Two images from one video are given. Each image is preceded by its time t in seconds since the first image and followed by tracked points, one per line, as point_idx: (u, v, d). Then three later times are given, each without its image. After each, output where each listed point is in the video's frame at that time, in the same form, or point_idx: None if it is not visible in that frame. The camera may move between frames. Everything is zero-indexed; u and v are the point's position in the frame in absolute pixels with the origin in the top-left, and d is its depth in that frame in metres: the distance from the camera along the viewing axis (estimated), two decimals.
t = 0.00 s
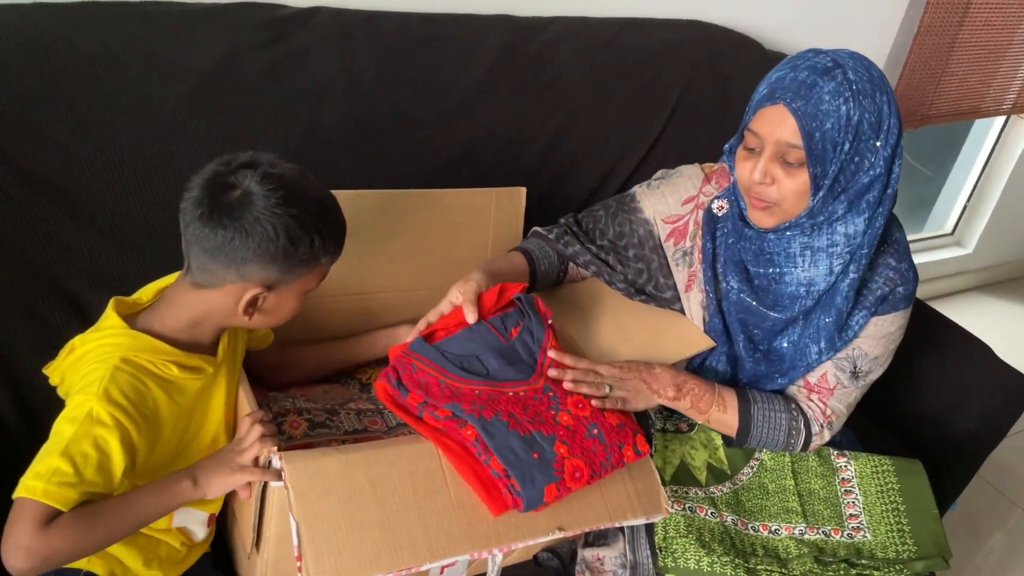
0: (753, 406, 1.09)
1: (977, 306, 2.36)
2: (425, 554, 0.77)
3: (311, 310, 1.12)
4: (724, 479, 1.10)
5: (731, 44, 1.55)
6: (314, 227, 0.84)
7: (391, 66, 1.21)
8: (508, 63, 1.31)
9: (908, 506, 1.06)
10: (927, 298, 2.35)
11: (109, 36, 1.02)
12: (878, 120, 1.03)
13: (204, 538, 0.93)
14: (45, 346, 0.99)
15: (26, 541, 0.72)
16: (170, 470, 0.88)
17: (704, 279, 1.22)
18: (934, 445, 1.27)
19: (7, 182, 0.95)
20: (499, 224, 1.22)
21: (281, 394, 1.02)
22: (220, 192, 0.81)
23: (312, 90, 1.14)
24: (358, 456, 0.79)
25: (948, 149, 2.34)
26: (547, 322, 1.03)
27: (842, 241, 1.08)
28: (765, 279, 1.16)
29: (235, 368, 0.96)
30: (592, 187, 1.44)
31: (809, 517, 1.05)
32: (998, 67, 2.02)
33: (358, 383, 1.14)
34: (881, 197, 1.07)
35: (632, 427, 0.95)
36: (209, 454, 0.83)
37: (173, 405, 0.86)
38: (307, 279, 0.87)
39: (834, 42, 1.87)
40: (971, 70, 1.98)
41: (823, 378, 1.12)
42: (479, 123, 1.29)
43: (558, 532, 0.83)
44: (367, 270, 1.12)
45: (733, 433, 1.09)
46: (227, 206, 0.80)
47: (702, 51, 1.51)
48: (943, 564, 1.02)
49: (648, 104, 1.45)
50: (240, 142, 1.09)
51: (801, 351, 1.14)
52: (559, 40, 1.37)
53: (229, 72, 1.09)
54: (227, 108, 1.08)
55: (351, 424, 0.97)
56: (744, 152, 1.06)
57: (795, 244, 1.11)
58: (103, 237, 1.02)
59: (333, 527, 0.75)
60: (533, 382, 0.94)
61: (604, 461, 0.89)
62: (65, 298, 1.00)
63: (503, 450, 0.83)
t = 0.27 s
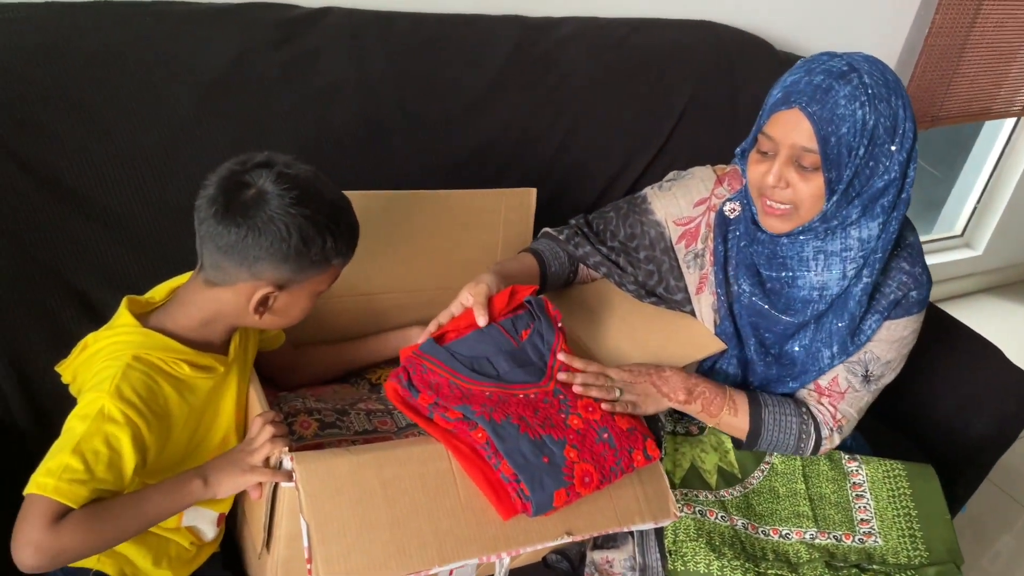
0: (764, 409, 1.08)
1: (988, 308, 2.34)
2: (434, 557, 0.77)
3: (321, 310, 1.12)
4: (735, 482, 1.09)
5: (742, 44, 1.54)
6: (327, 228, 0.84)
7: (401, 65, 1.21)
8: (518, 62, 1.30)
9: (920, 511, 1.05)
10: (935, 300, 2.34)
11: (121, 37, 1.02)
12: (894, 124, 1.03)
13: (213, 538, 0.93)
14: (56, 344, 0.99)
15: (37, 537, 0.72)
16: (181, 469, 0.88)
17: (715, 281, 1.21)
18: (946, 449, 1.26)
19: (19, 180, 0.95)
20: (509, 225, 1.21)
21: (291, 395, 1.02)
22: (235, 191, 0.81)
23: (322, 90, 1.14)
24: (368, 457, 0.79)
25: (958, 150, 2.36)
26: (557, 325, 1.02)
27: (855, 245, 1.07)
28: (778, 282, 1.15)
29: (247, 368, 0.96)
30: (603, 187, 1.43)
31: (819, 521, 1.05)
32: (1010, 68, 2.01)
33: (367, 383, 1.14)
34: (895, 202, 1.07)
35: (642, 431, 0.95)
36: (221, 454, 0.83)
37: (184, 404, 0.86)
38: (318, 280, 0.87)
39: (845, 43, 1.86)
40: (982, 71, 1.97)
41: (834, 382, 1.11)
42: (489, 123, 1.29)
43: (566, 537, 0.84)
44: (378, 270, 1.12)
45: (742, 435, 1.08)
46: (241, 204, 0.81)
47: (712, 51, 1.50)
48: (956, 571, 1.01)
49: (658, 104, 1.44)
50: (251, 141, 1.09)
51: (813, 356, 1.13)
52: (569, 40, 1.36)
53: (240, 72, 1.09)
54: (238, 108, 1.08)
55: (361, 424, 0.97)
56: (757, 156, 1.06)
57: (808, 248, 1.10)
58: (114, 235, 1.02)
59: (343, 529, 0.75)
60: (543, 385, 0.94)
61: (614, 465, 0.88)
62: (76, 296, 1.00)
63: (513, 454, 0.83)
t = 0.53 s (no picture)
0: (761, 411, 1.08)
1: (991, 308, 2.32)
2: (429, 555, 0.76)
3: (317, 309, 1.12)
4: (732, 483, 1.09)
5: (742, 44, 1.54)
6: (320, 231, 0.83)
7: (399, 65, 1.20)
8: (517, 61, 1.30)
9: (919, 513, 1.04)
10: (938, 300, 2.32)
11: (119, 36, 1.02)
12: (891, 124, 1.02)
13: (206, 538, 0.93)
14: (49, 344, 0.98)
15: (25, 537, 0.71)
16: (171, 469, 0.88)
17: (712, 281, 1.20)
18: (948, 451, 1.25)
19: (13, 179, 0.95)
20: (505, 224, 1.21)
21: (286, 394, 1.02)
22: (228, 192, 0.81)
23: (320, 88, 1.13)
24: (361, 456, 0.79)
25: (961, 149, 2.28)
26: (550, 319, 1.03)
27: (852, 244, 1.07)
28: (775, 281, 1.14)
29: (240, 368, 0.96)
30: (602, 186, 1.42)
31: (817, 522, 1.04)
32: (1015, 67, 1.99)
33: (364, 382, 1.14)
34: (892, 201, 1.06)
35: (637, 427, 0.94)
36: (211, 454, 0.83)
37: (176, 404, 0.86)
38: (311, 282, 0.86)
39: (848, 41, 1.85)
40: (986, 69, 1.95)
41: (833, 382, 1.11)
42: (489, 122, 1.28)
43: (563, 535, 0.82)
44: (373, 269, 1.11)
45: (741, 437, 1.08)
46: (234, 205, 0.80)
47: (712, 50, 1.50)
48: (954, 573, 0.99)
49: (659, 103, 1.43)
50: (248, 140, 1.08)
51: (811, 356, 1.12)
52: (567, 39, 1.36)
53: (236, 71, 1.08)
54: (235, 107, 1.07)
55: (355, 424, 0.96)
56: (754, 156, 1.06)
57: (805, 248, 1.09)
58: (108, 235, 1.01)
59: (335, 527, 0.74)
60: (537, 382, 0.93)
61: (609, 461, 0.88)
62: (71, 296, 0.99)
63: (507, 451, 0.82)
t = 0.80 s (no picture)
0: (754, 410, 1.07)
1: (992, 307, 2.31)
2: (413, 560, 0.76)
3: (310, 309, 1.12)
4: (725, 483, 1.08)
5: (738, 42, 1.53)
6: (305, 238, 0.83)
7: (392, 64, 1.20)
8: (511, 60, 1.29)
9: (913, 513, 1.03)
10: (940, 300, 2.31)
11: (109, 36, 1.02)
12: (881, 120, 1.01)
13: (197, 538, 0.93)
14: (41, 345, 0.98)
15: (8, 541, 0.71)
16: (158, 471, 0.88)
17: (704, 280, 1.19)
18: (944, 451, 1.24)
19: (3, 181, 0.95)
20: (497, 222, 1.21)
21: (277, 395, 1.01)
22: (214, 198, 0.81)
23: (312, 87, 1.13)
24: (349, 458, 0.78)
25: (961, 147, 2.27)
26: (542, 319, 1.03)
27: (844, 242, 1.06)
28: (767, 280, 1.14)
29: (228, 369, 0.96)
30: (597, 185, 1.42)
31: (811, 523, 1.03)
32: (1014, 65, 1.99)
33: (355, 383, 1.15)
34: (883, 197, 1.05)
35: (625, 432, 0.95)
36: (199, 455, 0.83)
37: (162, 406, 0.86)
38: (294, 288, 0.86)
39: (845, 39, 1.84)
40: (985, 67, 1.94)
41: (826, 382, 1.10)
42: (482, 121, 1.27)
43: (549, 540, 0.83)
44: (365, 269, 1.11)
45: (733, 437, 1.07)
46: (219, 211, 0.80)
47: (708, 48, 1.49)
48: (948, 573, 0.99)
49: (654, 101, 1.43)
50: (239, 140, 1.08)
51: (803, 354, 1.12)
52: (562, 38, 1.36)
53: (227, 70, 1.08)
54: (226, 106, 1.07)
55: (345, 424, 0.96)
56: (744, 154, 1.05)
57: (796, 246, 1.08)
58: (100, 237, 1.01)
59: (322, 532, 0.74)
60: (527, 384, 0.93)
61: (598, 467, 0.88)
62: (62, 297, 0.99)
63: (495, 455, 0.82)
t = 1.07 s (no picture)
0: (751, 408, 1.06)
1: (991, 305, 2.31)
2: (406, 555, 0.76)
3: (305, 308, 1.12)
4: (719, 480, 1.08)
5: (733, 40, 1.53)
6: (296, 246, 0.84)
7: (386, 64, 1.20)
8: (505, 60, 1.30)
9: (907, 510, 1.03)
10: (938, 298, 2.31)
11: (102, 37, 1.02)
12: (879, 112, 1.01)
13: (189, 536, 0.93)
14: (36, 345, 0.99)
15: None
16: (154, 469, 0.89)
17: (697, 278, 1.20)
18: (940, 449, 1.24)
19: None
20: (491, 220, 1.20)
21: (272, 394, 1.02)
22: (210, 200, 0.82)
23: (306, 88, 1.13)
24: (340, 455, 0.79)
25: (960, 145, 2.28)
26: (535, 317, 1.02)
27: (842, 235, 1.06)
28: (763, 276, 1.13)
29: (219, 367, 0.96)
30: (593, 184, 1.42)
31: (805, 519, 1.03)
32: (1011, 62, 1.98)
33: (348, 382, 1.15)
34: (880, 189, 1.05)
35: (619, 428, 0.95)
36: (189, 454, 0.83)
37: (156, 407, 0.86)
38: (282, 295, 0.86)
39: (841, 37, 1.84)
40: (983, 64, 1.94)
41: (819, 377, 1.10)
42: (476, 121, 1.28)
43: (542, 535, 0.83)
44: (359, 268, 1.12)
45: (731, 435, 1.07)
46: (213, 212, 0.81)
47: (704, 47, 1.49)
48: (941, 569, 0.99)
49: (649, 101, 1.43)
50: (234, 140, 1.08)
51: (796, 347, 1.12)
52: (556, 37, 1.36)
53: (221, 71, 1.08)
54: (219, 107, 1.07)
55: (339, 423, 0.96)
56: (744, 147, 1.04)
57: (794, 240, 1.09)
58: (95, 238, 1.01)
59: (313, 529, 0.74)
60: (520, 381, 0.93)
61: (590, 463, 0.88)
62: (57, 297, 1.00)
63: (487, 451, 0.82)
